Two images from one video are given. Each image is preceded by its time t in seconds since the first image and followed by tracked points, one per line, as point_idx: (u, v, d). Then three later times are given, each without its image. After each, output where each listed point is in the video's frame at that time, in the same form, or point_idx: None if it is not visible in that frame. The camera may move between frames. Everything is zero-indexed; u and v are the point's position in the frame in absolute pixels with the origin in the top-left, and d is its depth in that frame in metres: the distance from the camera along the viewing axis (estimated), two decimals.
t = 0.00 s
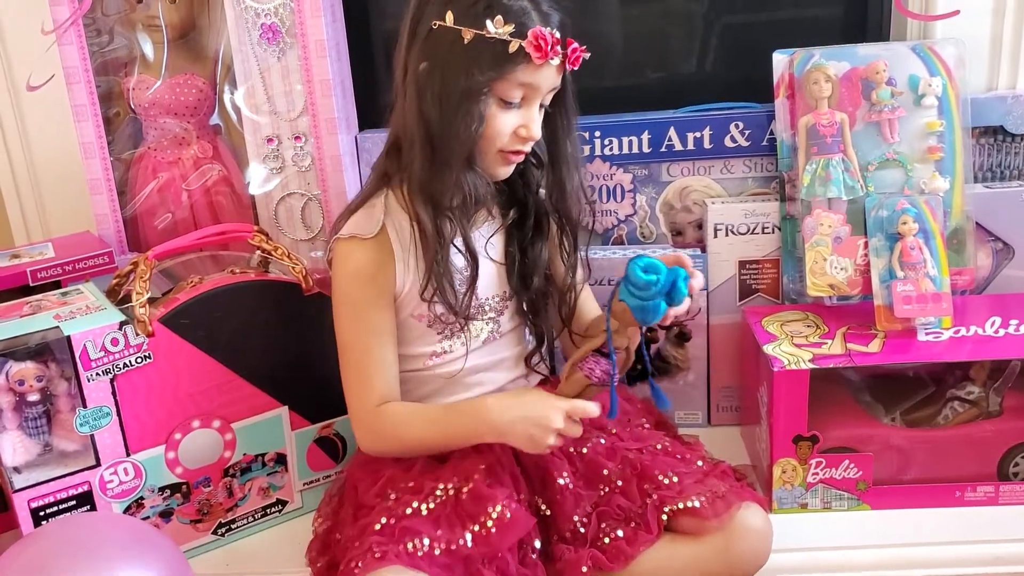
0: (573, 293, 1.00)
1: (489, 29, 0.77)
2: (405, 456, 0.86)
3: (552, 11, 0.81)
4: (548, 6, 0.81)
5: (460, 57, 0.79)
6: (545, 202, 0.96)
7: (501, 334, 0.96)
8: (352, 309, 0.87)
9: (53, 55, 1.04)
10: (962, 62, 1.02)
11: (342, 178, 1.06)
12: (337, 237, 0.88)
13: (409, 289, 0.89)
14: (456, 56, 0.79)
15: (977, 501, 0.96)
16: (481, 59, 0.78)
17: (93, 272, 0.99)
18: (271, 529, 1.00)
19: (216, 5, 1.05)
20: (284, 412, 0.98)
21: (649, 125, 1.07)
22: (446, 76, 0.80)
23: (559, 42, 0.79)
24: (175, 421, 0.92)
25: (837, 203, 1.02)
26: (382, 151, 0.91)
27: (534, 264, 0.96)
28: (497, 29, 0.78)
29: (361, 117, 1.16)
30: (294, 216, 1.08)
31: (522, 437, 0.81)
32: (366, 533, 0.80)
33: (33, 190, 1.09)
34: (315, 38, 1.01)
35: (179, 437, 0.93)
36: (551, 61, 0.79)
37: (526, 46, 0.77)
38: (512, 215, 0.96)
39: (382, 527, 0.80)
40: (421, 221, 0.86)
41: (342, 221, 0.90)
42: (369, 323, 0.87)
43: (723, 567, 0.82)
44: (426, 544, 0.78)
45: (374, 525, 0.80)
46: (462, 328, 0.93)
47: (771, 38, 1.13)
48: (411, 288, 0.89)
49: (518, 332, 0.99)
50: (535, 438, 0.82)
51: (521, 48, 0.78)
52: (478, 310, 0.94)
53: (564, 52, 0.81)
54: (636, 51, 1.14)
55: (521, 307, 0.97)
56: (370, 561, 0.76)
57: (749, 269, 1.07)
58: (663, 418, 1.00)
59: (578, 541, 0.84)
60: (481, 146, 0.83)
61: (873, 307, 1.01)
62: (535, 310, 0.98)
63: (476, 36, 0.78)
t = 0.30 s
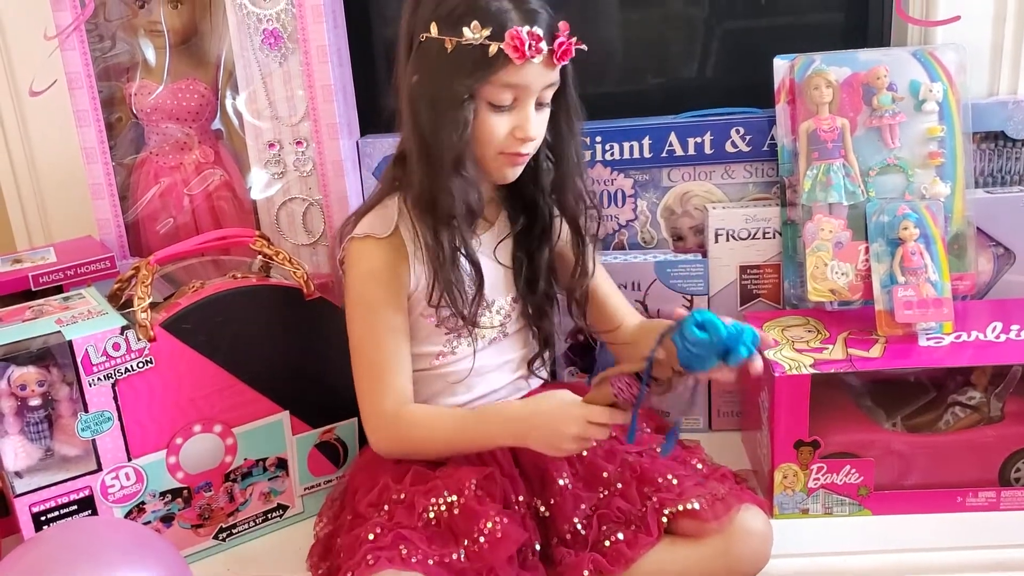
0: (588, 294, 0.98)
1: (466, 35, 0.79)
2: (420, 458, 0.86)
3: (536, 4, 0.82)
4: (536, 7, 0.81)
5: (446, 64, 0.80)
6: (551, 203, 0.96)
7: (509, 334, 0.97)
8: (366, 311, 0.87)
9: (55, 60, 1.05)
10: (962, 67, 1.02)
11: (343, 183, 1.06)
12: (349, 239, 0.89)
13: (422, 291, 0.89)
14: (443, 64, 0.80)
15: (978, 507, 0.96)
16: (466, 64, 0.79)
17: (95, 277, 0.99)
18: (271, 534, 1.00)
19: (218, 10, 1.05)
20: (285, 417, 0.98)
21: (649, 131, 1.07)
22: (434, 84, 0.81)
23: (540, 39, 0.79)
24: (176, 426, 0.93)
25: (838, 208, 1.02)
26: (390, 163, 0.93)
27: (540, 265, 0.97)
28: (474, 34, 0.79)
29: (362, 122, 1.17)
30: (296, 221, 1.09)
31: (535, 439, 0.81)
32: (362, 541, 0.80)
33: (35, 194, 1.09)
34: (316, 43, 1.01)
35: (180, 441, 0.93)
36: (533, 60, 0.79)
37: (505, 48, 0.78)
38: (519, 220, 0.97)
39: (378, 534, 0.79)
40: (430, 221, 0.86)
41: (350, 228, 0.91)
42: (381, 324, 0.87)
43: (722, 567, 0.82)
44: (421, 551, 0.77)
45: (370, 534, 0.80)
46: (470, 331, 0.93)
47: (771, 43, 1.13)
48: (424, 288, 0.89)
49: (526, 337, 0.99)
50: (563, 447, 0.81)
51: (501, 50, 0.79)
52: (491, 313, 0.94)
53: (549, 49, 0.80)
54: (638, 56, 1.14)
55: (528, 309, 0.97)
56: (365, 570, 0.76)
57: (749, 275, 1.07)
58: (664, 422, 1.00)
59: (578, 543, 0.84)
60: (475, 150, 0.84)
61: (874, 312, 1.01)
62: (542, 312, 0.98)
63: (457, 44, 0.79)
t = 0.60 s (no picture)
0: (597, 302, 0.99)
1: (477, 47, 0.79)
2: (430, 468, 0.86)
3: (551, 17, 0.81)
4: (551, 18, 0.81)
5: (456, 74, 0.80)
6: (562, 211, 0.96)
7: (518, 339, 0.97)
8: (380, 315, 0.87)
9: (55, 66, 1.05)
10: (962, 72, 1.02)
11: (343, 188, 1.06)
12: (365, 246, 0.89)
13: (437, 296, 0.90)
14: (452, 74, 0.80)
15: (979, 512, 0.96)
16: (475, 76, 0.79)
17: (95, 282, 0.99)
18: (270, 539, 0.99)
19: (218, 16, 1.05)
20: (285, 423, 0.98)
21: (649, 135, 1.07)
22: (444, 94, 0.81)
23: (552, 54, 0.79)
24: (176, 431, 0.92)
25: (838, 213, 1.02)
26: (403, 164, 0.93)
27: (551, 272, 0.97)
28: (485, 45, 0.78)
29: (362, 127, 1.17)
30: (296, 226, 1.09)
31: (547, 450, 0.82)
32: (361, 545, 0.79)
33: (36, 199, 1.10)
34: (316, 48, 1.01)
35: (180, 446, 0.93)
36: (544, 74, 0.79)
37: (515, 61, 0.78)
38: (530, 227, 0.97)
39: (377, 539, 0.79)
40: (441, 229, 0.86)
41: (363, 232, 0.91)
42: (393, 332, 0.87)
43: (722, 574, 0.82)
44: (419, 557, 0.77)
45: (369, 537, 0.79)
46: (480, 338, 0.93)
47: (771, 49, 1.13)
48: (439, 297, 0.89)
49: (535, 343, 0.99)
50: (583, 472, 0.81)
51: (511, 64, 0.78)
52: (500, 319, 0.95)
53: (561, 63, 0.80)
54: (638, 61, 1.14)
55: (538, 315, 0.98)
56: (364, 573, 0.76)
57: (749, 280, 1.07)
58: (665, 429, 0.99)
59: (578, 549, 0.84)
60: (482, 160, 0.84)
61: (874, 317, 1.01)
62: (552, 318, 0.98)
63: (468, 55, 0.79)
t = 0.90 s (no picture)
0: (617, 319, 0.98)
1: (514, 68, 0.78)
2: (428, 478, 0.86)
3: (590, 39, 0.81)
4: (590, 41, 0.81)
5: (491, 93, 0.80)
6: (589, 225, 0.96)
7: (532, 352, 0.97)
8: (398, 322, 0.87)
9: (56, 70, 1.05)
10: (963, 75, 1.02)
11: (344, 192, 1.06)
12: (387, 251, 0.88)
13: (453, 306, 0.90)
14: (486, 93, 0.80)
15: (979, 517, 0.96)
16: (511, 97, 0.79)
17: (95, 286, 0.99)
18: (270, 543, 0.99)
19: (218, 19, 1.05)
20: (285, 427, 0.98)
21: (649, 139, 1.07)
22: (478, 110, 0.81)
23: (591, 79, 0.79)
24: (176, 435, 0.92)
25: (838, 216, 1.02)
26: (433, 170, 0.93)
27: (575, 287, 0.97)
28: (523, 67, 0.78)
29: (362, 131, 1.17)
30: (296, 229, 1.09)
31: (556, 468, 0.82)
32: (360, 553, 0.80)
33: (36, 203, 1.10)
34: (316, 52, 1.01)
35: (180, 450, 0.93)
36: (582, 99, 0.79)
37: (552, 86, 0.78)
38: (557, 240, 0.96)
39: (376, 546, 0.79)
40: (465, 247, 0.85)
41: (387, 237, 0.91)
42: (413, 343, 0.87)
43: None
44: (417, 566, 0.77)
45: (368, 544, 0.80)
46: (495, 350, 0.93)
47: (771, 53, 1.13)
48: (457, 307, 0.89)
49: (548, 354, 0.99)
50: (591, 493, 0.81)
51: (548, 87, 0.78)
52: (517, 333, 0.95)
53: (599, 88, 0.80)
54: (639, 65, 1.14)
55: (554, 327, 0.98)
56: None
57: (749, 283, 1.07)
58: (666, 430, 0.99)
59: (578, 554, 0.84)
60: (513, 179, 0.84)
61: (875, 321, 1.01)
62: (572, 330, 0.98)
63: (505, 75, 0.79)
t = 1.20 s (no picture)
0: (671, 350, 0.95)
1: (638, 116, 0.71)
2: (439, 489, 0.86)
3: (706, 87, 0.76)
4: (706, 82, 0.76)
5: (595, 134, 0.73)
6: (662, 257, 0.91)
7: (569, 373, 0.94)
8: (461, 348, 0.82)
9: (57, 74, 1.06)
10: (961, 79, 1.02)
11: (343, 195, 1.06)
12: (451, 267, 0.82)
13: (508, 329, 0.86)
14: (599, 139, 0.73)
15: (978, 521, 0.95)
16: (629, 147, 0.72)
17: (94, 290, 0.99)
18: (267, 547, 0.99)
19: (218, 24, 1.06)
20: (284, 430, 0.98)
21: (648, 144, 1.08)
22: (582, 154, 0.74)
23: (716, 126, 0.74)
24: (175, 439, 0.92)
25: (837, 220, 1.02)
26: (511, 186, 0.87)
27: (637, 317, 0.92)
28: (647, 114, 0.71)
29: (362, 134, 1.17)
30: (295, 233, 1.09)
31: (596, 503, 0.81)
32: (363, 561, 0.79)
33: (36, 207, 1.10)
34: (316, 56, 1.01)
35: (179, 454, 0.93)
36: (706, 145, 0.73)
37: (679, 134, 0.71)
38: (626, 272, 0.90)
39: (379, 555, 0.78)
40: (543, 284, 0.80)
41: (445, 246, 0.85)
42: (473, 371, 0.83)
43: None
44: None
45: (372, 552, 0.79)
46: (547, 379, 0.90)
47: (770, 57, 1.14)
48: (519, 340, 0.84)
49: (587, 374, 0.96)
50: (629, 537, 0.79)
51: (672, 136, 0.72)
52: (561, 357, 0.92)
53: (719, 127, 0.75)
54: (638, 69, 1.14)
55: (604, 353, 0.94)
56: None
57: (749, 287, 1.08)
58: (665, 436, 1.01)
59: (579, 563, 0.84)
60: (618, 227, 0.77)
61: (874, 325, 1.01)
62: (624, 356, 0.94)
63: (625, 121, 0.72)
